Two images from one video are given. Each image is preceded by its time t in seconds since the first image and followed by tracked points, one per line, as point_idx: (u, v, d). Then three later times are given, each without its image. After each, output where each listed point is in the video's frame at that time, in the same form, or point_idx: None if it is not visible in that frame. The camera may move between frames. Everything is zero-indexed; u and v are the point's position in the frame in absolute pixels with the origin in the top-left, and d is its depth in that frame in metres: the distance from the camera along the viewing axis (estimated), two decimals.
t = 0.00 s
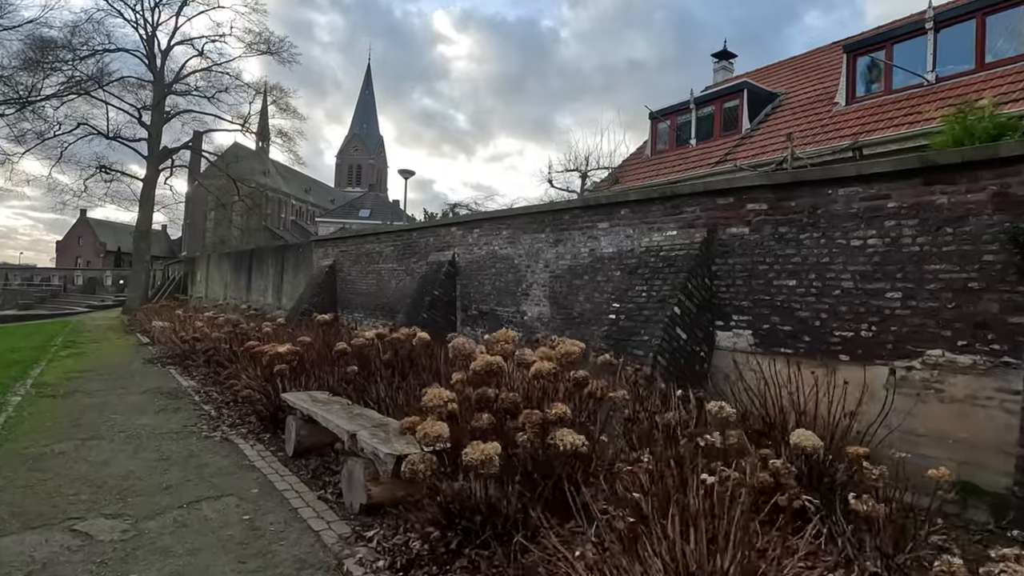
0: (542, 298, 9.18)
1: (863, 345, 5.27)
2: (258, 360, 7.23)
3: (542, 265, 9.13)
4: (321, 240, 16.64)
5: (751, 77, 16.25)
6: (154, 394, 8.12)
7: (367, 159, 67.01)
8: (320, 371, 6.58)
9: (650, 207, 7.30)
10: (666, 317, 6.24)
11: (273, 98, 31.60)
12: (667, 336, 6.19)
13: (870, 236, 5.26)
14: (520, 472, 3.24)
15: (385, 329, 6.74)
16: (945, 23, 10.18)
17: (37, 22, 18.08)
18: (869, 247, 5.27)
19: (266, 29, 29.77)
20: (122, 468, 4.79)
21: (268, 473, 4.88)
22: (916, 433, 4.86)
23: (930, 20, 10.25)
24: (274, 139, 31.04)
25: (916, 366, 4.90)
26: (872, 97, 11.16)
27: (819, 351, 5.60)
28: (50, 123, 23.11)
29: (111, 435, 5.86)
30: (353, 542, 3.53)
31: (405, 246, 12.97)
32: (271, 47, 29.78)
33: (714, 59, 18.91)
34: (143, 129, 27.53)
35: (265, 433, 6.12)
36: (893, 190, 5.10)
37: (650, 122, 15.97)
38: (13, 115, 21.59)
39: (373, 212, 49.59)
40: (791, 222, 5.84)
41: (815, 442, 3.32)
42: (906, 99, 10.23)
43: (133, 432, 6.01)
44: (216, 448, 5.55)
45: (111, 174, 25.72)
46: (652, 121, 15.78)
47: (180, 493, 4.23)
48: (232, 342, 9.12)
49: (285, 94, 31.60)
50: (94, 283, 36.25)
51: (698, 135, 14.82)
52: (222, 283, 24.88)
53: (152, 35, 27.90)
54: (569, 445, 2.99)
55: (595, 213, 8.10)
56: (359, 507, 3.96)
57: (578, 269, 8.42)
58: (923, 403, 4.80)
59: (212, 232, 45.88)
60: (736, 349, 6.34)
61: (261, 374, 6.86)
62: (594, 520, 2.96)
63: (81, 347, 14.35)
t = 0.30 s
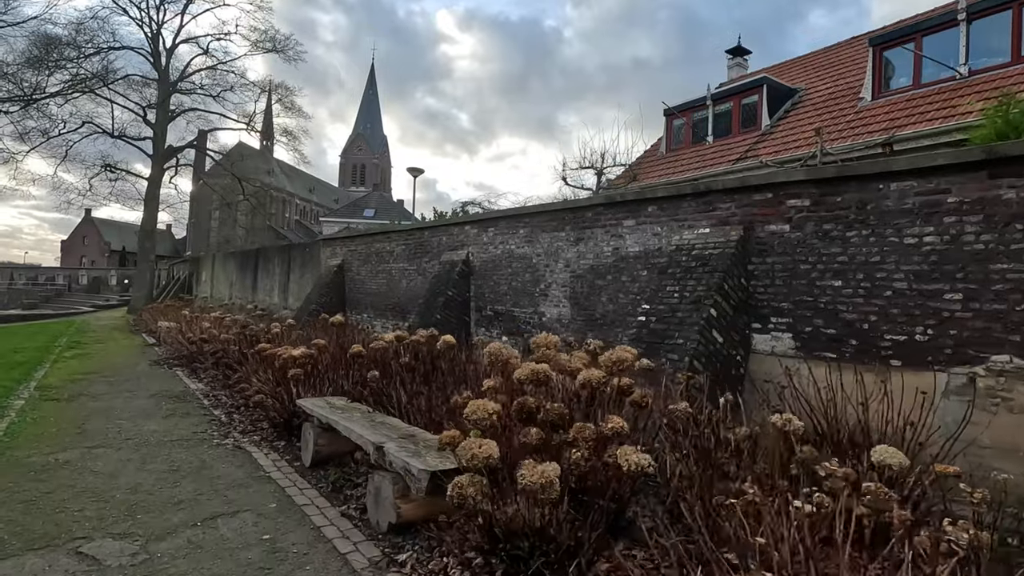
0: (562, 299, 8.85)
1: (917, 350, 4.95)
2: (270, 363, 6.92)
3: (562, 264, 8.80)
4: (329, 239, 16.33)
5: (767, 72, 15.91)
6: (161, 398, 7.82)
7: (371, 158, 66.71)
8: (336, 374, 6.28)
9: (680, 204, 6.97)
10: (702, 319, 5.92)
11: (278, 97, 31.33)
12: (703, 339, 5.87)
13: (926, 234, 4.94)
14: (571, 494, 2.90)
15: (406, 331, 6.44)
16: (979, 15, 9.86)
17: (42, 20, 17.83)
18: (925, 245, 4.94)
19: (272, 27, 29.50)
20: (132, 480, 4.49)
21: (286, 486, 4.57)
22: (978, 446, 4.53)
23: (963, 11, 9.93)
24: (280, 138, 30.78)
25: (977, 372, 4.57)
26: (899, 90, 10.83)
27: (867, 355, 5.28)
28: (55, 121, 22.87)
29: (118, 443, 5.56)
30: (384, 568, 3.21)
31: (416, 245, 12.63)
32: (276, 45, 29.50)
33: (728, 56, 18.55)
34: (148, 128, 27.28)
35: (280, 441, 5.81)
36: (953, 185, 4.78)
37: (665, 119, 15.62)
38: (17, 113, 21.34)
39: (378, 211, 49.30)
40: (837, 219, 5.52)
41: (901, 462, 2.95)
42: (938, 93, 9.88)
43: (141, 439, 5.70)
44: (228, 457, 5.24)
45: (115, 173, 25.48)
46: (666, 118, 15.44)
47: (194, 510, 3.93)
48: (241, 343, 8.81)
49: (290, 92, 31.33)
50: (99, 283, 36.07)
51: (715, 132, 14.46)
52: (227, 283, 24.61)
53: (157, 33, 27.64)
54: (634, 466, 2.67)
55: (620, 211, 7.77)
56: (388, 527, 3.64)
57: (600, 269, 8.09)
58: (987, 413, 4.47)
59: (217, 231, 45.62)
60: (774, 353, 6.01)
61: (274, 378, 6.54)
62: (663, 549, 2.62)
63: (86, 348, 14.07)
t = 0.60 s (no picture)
0: (586, 299, 8.53)
1: (984, 354, 4.64)
2: (289, 367, 6.62)
3: (587, 264, 8.47)
4: (340, 238, 16.03)
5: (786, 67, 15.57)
6: (174, 402, 7.53)
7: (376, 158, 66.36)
8: (358, 378, 6.00)
9: (716, 200, 6.65)
10: (746, 321, 5.59)
11: (285, 95, 31.07)
12: (747, 342, 5.55)
13: (995, 230, 4.62)
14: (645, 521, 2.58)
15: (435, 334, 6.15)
16: (1016, 5, 9.56)
17: (48, 18, 17.59)
18: (994, 242, 4.63)
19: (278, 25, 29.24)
20: (149, 494, 4.21)
21: (313, 500, 4.29)
22: None
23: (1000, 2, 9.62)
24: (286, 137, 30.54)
25: None
26: (931, 84, 10.51)
27: (927, 360, 4.96)
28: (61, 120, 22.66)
29: (132, 452, 5.28)
30: None
31: (430, 244, 12.32)
32: (283, 43, 29.23)
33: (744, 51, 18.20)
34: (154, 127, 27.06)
35: (300, 450, 5.51)
36: None
37: (682, 115, 15.29)
38: (23, 112, 21.13)
39: (383, 211, 49.00)
40: (893, 215, 5.21)
41: None
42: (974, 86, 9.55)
43: (155, 448, 5.41)
44: (248, 468, 4.95)
45: (122, 172, 25.26)
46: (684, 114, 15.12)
47: (218, 528, 3.64)
48: (255, 346, 8.52)
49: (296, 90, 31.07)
50: (105, 283, 35.90)
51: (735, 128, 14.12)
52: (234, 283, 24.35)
53: (163, 32, 27.40)
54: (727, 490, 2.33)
55: (651, 207, 7.44)
56: (431, 549, 3.36)
57: (628, 268, 7.78)
58: None
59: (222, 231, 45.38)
60: (821, 356, 5.70)
61: (295, 382, 6.25)
62: None
63: (94, 349, 13.81)
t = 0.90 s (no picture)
0: (608, 299, 8.22)
1: None
2: (305, 369, 6.33)
3: (609, 262, 8.15)
4: (348, 237, 15.74)
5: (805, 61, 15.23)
6: (184, 406, 7.26)
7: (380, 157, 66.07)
8: (376, 382, 5.73)
9: (751, 195, 6.35)
10: (789, 321, 5.30)
11: (290, 94, 30.82)
12: (790, 344, 5.26)
13: None
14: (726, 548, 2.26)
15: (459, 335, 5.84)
16: None
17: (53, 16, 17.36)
18: None
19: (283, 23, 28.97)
20: (163, 507, 3.93)
21: (337, 512, 4.02)
22: None
23: None
24: (292, 136, 30.30)
25: None
26: (962, 76, 10.20)
27: (987, 362, 4.68)
28: (67, 119, 22.46)
29: (143, 459, 5.01)
30: None
31: (442, 243, 12.00)
32: (288, 41, 28.97)
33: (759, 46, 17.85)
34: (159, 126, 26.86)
35: (318, 457, 5.24)
36: None
37: (698, 111, 14.97)
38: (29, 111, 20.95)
39: (388, 210, 48.76)
40: (949, 209, 4.92)
41: None
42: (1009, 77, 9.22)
43: (167, 455, 5.14)
44: (266, 476, 4.67)
45: (127, 172, 25.07)
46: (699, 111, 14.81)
47: (240, 546, 3.37)
48: (267, 348, 8.24)
49: (302, 89, 30.82)
50: (110, 283, 35.76)
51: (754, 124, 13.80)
52: (240, 283, 24.12)
53: (168, 31, 27.19)
54: (828, 515, 2.02)
55: (679, 203, 7.13)
56: (471, 570, 3.07)
57: (654, 266, 7.47)
58: None
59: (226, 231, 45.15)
60: (867, 359, 5.41)
61: (311, 385, 5.97)
62: None
63: (100, 351, 13.55)
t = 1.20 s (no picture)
0: (626, 298, 7.90)
1: None
2: (314, 373, 6.01)
3: (628, 260, 7.82)
4: (352, 235, 15.40)
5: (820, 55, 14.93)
6: (187, 410, 6.94)
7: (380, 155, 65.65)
8: (389, 387, 5.42)
9: (783, 189, 6.03)
10: (831, 323, 4.99)
11: (292, 90, 30.46)
12: (832, 347, 4.94)
13: None
14: None
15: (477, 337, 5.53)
16: None
17: (51, 10, 16.99)
18: None
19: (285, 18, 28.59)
20: (163, 526, 3.60)
21: (354, 531, 3.70)
22: None
23: None
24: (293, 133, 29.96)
25: None
26: (989, 68, 9.97)
27: None
28: (65, 115, 22.12)
29: (142, 469, 4.68)
30: None
31: (449, 240, 11.65)
32: (290, 36, 28.60)
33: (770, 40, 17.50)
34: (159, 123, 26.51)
35: (329, 468, 4.91)
36: None
37: (709, 107, 14.65)
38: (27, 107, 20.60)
39: (389, 208, 48.42)
40: (1005, 203, 4.61)
41: None
42: None
43: (168, 464, 4.81)
44: (275, 489, 4.35)
45: (127, 169, 24.73)
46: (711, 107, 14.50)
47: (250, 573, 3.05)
48: (272, 349, 7.92)
49: (304, 85, 30.46)
50: (109, 282, 35.43)
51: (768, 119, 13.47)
52: (241, 281, 23.80)
53: (168, 26, 26.82)
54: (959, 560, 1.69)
55: (704, 198, 6.81)
56: None
57: (677, 265, 7.16)
58: None
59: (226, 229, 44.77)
60: (911, 363, 5.10)
61: (321, 390, 5.65)
62: None
63: (99, 350, 13.22)
